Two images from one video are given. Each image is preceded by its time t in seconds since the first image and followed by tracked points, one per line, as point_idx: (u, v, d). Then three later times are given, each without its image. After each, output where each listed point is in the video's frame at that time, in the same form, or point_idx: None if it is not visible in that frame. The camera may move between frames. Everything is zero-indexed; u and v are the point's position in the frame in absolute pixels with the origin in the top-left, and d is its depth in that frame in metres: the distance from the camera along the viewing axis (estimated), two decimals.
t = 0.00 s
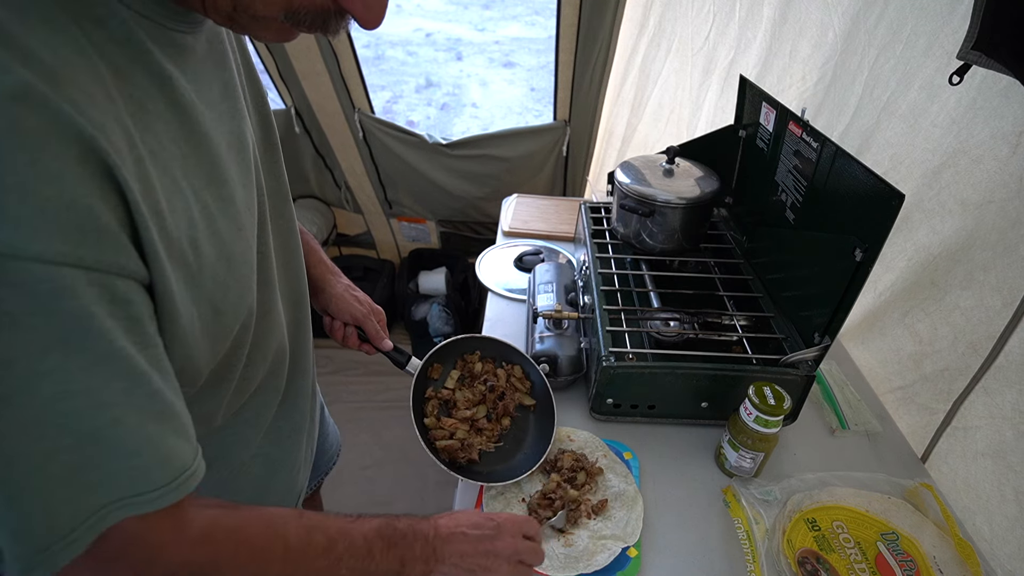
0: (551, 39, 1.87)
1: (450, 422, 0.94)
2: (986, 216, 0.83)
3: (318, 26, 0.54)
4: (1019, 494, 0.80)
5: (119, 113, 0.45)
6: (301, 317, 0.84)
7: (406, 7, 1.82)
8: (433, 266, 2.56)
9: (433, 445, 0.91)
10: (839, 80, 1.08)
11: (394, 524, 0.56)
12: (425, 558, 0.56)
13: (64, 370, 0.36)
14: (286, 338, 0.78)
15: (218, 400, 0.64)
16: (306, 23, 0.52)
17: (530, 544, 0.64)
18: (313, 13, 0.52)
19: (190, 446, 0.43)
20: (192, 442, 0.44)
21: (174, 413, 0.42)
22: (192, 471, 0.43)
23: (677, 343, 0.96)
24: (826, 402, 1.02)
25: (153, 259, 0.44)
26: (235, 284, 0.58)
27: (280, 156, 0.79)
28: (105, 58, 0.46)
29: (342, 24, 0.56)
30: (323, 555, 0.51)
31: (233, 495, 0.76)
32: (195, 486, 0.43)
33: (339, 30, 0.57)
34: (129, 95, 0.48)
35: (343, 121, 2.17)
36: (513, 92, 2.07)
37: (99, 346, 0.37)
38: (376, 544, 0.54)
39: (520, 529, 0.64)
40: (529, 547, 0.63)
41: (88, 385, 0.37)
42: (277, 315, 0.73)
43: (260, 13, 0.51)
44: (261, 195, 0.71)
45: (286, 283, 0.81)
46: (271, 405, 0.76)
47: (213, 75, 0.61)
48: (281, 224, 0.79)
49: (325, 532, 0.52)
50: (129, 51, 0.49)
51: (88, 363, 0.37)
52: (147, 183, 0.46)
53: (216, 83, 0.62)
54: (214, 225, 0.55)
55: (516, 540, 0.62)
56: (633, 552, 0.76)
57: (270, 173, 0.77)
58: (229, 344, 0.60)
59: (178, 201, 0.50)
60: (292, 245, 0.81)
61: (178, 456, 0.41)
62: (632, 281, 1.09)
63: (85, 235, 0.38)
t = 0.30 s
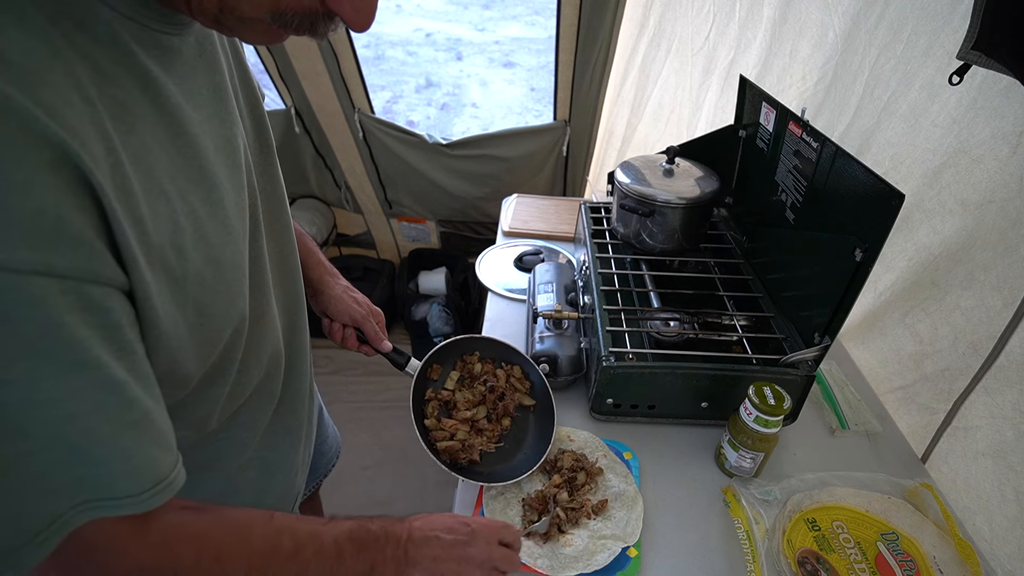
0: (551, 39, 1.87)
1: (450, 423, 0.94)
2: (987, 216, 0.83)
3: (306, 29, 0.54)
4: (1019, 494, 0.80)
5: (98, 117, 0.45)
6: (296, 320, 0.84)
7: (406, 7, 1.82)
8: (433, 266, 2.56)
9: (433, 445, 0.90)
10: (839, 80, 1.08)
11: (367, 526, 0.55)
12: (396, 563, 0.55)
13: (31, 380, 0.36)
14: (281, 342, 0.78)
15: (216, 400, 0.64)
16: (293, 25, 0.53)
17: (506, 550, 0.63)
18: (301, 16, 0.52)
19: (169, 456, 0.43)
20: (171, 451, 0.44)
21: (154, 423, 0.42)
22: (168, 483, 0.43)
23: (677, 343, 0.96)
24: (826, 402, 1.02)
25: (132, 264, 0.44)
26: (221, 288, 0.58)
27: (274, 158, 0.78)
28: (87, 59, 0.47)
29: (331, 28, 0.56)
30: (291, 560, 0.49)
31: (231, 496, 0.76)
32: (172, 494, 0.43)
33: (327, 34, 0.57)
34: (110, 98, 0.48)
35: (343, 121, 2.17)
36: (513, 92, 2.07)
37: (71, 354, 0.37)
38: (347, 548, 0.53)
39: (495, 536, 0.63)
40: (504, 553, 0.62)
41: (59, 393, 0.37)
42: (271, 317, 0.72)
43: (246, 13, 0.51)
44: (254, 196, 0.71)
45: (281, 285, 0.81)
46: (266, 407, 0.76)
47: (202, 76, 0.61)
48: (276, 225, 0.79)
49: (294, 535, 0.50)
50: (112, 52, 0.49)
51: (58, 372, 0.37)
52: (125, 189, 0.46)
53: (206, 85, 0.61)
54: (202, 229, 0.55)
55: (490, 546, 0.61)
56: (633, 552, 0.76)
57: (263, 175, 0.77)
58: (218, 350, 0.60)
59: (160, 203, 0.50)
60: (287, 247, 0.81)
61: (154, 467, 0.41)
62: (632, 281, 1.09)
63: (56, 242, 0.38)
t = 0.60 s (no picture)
0: (551, 39, 1.87)
1: (449, 421, 0.94)
2: (987, 216, 0.83)
3: (299, 29, 0.54)
4: (1019, 494, 0.80)
5: (91, 119, 0.45)
6: (294, 321, 0.84)
7: (406, 7, 1.82)
8: (433, 266, 2.56)
9: (433, 445, 0.90)
10: (839, 80, 1.08)
11: (345, 518, 0.56)
12: (373, 552, 0.56)
13: (22, 380, 0.37)
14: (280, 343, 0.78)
15: (213, 401, 0.64)
16: (287, 24, 0.53)
17: (483, 541, 0.64)
18: (294, 14, 0.52)
19: (160, 460, 0.43)
20: (161, 453, 0.44)
21: (145, 426, 0.42)
22: (157, 484, 0.43)
23: (677, 343, 0.96)
24: (826, 402, 1.02)
25: (122, 265, 0.44)
26: (217, 290, 0.57)
27: (270, 156, 0.78)
28: (82, 62, 0.47)
29: (326, 27, 0.56)
30: (265, 556, 0.50)
31: (229, 496, 0.76)
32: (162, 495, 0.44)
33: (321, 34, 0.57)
34: (103, 99, 0.48)
35: (343, 121, 2.17)
36: (513, 92, 2.07)
37: (60, 357, 0.37)
38: (324, 541, 0.54)
39: (472, 526, 0.63)
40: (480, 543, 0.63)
41: (47, 395, 0.37)
42: (269, 317, 0.72)
43: (240, 13, 0.51)
44: (250, 196, 0.71)
45: (276, 285, 0.81)
46: (264, 407, 0.76)
47: (197, 77, 0.61)
48: (272, 226, 0.79)
49: (270, 529, 0.51)
50: (106, 53, 0.49)
51: (49, 375, 0.37)
52: (117, 191, 0.46)
53: (200, 85, 0.61)
54: (196, 229, 0.55)
55: (469, 537, 0.62)
56: (633, 552, 0.76)
57: (259, 174, 0.77)
58: (213, 350, 0.60)
59: (153, 202, 0.50)
60: (284, 247, 0.81)
61: (144, 468, 0.42)
62: (632, 281, 1.09)
63: (47, 246, 0.38)
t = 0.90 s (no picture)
0: (551, 39, 1.87)
1: (446, 417, 0.94)
2: (987, 215, 0.83)
3: (299, 29, 0.54)
4: (1020, 494, 0.80)
5: (98, 122, 0.45)
6: (291, 319, 0.84)
7: (406, 6, 1.82)
8: (433, 266, 2.56)
9: (430, 441, 0.90)
10: (839, 80, 1.08)
11: (356, 506, 0.57)
12: (382, 538, 0.57)
13: (34, 382, 0.37)
14: (276, 340, 0.78)
15: (213, 398, 0.64)
16: (286, 25, 0.53)
17: (488, 523, 0.66)
18: (294, 15, 0.52)
19: (162, 456, 0.43)
20: (165, 449, 0.44)
21: (151, 424, 0.42)
22: (163, 481, 0.43)
23: (677, 343, 0.96)
24: (826, 402, 1.02)
25: (133, 267, 0.45)
26: (219, 287, 0.58)
27: (265, 156, 0.79)
28: (83, 63, 0.46)
29: (325, 27, 0.56)
30: (283, 542, 0.51)
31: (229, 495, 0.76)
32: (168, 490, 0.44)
33: (321, 34, 0.57)
34: (107, 102, 0.48)
35: (343, 121, 2.17)
36: (513, 92, 2.07)
37: (69, 357, 0.37)
38: (337, 527, 0.54)
39: (477, 509, 0.65)
40: (484, 524, 0.65)
41: (55, 394, 0.37)
42: (266, 314, 0.72)
43: (239, 15, 0.51)
44: (248, 194, 0.71)
45: (273, 285, 0.81)
46: (262, 406, 0.76)
47: (195, 76, 0.61)
48: (269, 225, 0.79)
49: (285, 520, 0.52)
50: (107, 55, 0.49)
51: (60, 374, 0.37)
52: (125, 192, 0.46)
53: (199, 84, 0.62)
54: (201, 228, 0.55)
55: (472, 522, 0.63)
56: (633, 552, 0.76)
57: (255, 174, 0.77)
58: (214, 347, 0.60)
59: (158, 202, 0.50)
60: (281, 247, 0.81)
61: (148, 465, 0.42)
62: (632, 281, 1.09)
63: (61, 248, 0.38)
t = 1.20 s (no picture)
0: (551, 39, 1.87)
1: (446, 419, 0.94)
2: (987, 216, 0.83)
3: (302, 27, 0.55)
4: (1020, 494, 0.80)
5: (119, 116, 0.45)
6: (288, 314, 0.84)
7: (406, 6, 1.82)
8: (433, 266, 2.56)
9: (430, 443, 0.91)
10: (839, 80, 1.08)
11: (411, 482, 0.61)
12: (434, 511, 0.61)
13: (79, 363, 0.38)
14: (274, 335, 0.78)
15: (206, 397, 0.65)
16: (290, 23, 0.53)
17: (527, 501, 0.69)
18: (297, 13, 0.52)
19: (206, 422, 0.45)
20: (208, 417, 0.46)
21: (197, 394, 0.45)
22: (209, 446, 0.45)
23: (677, 343, 0.96)
24: (826, 402, 1.02)
25: (163, 249, 0.45)
26: (224, 280, 0.58)
27: (263, 154, 0.79)
28: (96, 60, 0.46)
29: (328, 25, 0.56)
30: (351, 511, 0.55)
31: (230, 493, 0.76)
32: (211, 459, 0.46)
33: (325, 31, 0.57)
34: (125, 97, 0.48)
35: (343, 120, 2.17)
36: (513, 92, 2.07)
37: (115, 335, 0.39)
38: (396, 500, 0.58)
39: (518, 488, 0.69)
40: (523, 501, 0.69)
41: (110, 374, 0.39)
42: (266, 311, 0.72)
43: (244, 14, 0.52)
44: (250, 191, 0.71)
45: (272, 284, 0.81)
46: (257, 406, 0.76)
47: (201, 75, 0.61)
48: (268, 223, 0.79)
49: (353, 492, 0.56)
50: (121, 54, 0.49)
51: (108, 352, 0.39)
52: (153, 184, 0.47)
53: (204, 82, 0.62)
54: (211, 224, 0.56)
55: (513, 498, 0.67)
56: (634, 552, 0.76)
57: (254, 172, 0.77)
58: (216, 336, 0.61)
59: (178, 195, 0.50)
60: (279, 244, 0.81)
61: (195, 433, 0.44)
62: (632, 281, 1.09)
63: (101, 235, 0.39)
